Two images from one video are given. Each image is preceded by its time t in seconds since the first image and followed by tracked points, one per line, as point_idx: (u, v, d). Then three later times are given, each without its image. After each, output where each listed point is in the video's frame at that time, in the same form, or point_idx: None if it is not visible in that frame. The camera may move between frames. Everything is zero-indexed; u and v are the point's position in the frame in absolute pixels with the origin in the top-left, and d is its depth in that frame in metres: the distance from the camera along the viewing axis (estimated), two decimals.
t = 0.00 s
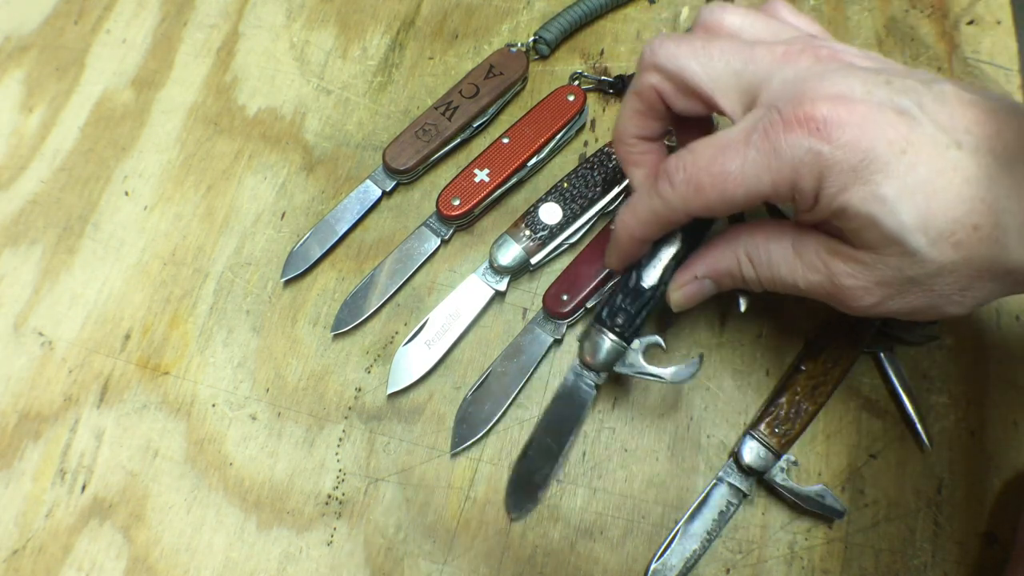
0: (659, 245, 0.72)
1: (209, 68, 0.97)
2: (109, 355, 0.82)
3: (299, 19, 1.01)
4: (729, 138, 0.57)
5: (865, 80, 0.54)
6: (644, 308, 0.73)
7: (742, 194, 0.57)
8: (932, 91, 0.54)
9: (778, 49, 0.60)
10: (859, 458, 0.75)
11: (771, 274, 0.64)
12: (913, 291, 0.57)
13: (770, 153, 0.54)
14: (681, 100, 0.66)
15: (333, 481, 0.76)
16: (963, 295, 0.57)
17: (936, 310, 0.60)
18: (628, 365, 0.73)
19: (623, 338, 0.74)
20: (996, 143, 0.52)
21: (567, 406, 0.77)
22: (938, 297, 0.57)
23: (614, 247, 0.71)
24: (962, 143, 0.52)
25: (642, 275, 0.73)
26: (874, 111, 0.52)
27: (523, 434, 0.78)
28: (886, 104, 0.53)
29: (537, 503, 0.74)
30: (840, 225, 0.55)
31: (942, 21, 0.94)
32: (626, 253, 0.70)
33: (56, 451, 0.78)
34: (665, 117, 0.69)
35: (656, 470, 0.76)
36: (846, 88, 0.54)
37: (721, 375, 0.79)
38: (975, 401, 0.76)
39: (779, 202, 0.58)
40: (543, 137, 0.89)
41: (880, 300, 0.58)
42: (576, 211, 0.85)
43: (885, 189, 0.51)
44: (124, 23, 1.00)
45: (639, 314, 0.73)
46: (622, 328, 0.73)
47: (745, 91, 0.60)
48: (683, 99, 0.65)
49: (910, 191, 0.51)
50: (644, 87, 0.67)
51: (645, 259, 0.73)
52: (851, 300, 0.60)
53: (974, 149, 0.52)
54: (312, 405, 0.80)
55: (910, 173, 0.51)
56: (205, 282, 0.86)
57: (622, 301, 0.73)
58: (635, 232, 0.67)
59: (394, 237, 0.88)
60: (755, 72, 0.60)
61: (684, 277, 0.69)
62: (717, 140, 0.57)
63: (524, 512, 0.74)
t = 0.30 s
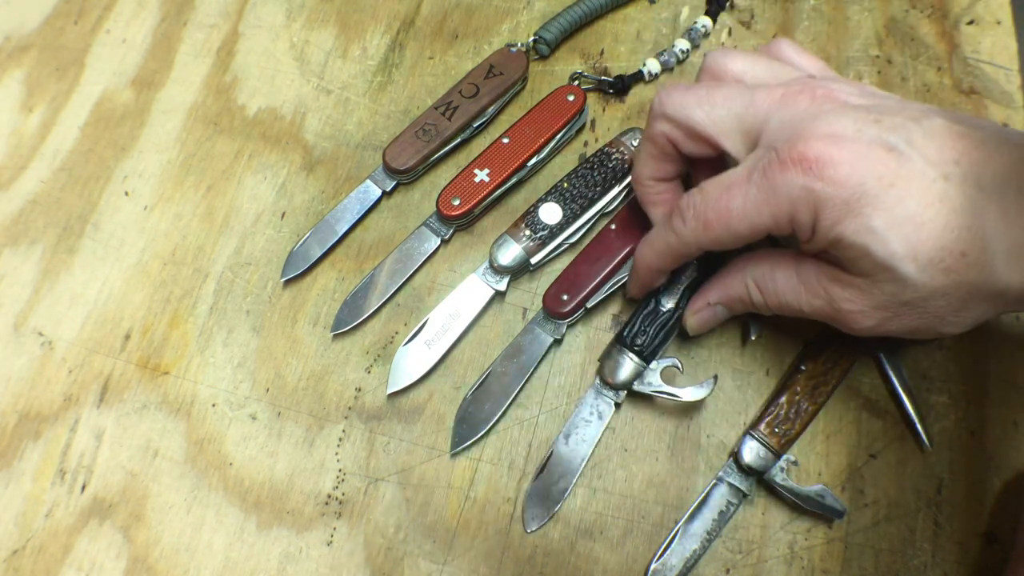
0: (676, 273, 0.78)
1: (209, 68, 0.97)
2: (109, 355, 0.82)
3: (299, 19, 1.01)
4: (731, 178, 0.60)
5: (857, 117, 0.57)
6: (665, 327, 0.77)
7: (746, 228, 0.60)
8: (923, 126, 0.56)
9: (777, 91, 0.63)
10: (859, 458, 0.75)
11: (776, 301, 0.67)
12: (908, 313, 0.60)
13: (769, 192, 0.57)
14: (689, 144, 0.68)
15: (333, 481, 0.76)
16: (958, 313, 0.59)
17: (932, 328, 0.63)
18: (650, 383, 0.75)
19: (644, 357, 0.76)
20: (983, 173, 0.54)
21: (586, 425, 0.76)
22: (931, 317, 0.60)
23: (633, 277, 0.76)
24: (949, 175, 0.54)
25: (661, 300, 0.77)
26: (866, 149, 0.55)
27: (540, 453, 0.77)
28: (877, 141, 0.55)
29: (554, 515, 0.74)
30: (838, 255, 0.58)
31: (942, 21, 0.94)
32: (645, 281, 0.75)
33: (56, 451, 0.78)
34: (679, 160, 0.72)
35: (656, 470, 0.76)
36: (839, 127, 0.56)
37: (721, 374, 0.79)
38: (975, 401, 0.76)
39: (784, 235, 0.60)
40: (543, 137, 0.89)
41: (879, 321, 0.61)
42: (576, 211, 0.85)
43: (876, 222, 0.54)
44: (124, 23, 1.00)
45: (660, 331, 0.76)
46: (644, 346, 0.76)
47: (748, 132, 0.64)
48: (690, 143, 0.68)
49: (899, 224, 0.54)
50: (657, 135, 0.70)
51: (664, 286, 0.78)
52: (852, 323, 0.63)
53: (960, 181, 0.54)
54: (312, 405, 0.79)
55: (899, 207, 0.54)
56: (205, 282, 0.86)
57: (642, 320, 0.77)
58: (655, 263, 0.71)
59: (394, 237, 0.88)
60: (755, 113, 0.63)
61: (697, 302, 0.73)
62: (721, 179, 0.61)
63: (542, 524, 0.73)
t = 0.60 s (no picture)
0: (693, 275, 0.78)
1: (209, 68, 0.97)
2: (109, 355, 0.82)
3: (299, 19, 1.01)
4: (739, 174, 0.61)
5: (862, 115, 0.57)
6: (675, 328, 0.77)
7: (753, 223, 0.61)
8: (929, 123, 0.56)
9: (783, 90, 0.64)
10: (859, 458, 0.75)
11: (788, 302, 0.66)
12: (919, 311, 0.58)
13: (775, 187, 0.58)
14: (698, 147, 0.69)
15: (333, 481, 0.76)
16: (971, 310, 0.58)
17: (943, 327, 0.61)
18: (654, 382, 0.77)
19: (650, 355, 0.77)
20: (991, 168, 0.53)
21: (588, 418, 0.77)
22: (943, 316, 0.59)
23: (646, 274, 0.77)
24: (956, 170, 0.53)
25: (672, 302, 0.78)
26: (871, 145, 0.55)
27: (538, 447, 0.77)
28: (883, 137, 0.55)
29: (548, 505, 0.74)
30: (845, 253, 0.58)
31: (942, 21, 0.94)
32: (656, 276, 0.76)
33: (56, 451, 0.78)
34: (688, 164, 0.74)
35: (656, 470, 0.76)
36: (844, 124, 0.57)
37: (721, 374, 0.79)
38: (976, 401, 0.76)
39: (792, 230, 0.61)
40: (543, 137, 0.89)
41: (889, 320, 0.60)
42: (576, 211, 0.85)
43: (883, 219, 0.54)
44: (124, 23, 1.00)
45: (670, 333, 0.77)
46: (652, 344, 0.77)
47: (754, 131, 0.65)
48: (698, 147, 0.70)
49: (905, 220, 0.53)
50: (666, 141, 0.71)
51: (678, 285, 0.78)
52: (863, 324, 0.61)
53: (968, 176, 0.53)
54: (312, 405, 0.80)
55: (904, 203, 0.53)
56: (205, 282, 0.86)
57: (654, 320, 0.78)
58: (668, 261, 0.72)
59: (394, 237, 0.88)
60: (761, 113, 0.64)
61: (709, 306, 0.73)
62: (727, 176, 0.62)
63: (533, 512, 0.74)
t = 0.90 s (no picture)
0: (701, 282, 0.79)
1: (209, 68, 0.97)
2: (109, 354, 0.82)
3: (299, 19, 1.01)
4: (725, 103, 0.60)
5: (864, 57, 0.58)
6: (678, 331, 0.78)
7: (730, 158, 0.60)
8: (930, 74, 0.57)
9: (778, 25, 0.63)
10: (859, 458, 0.75)
11: (750, 247, 0.67)
12: (891, 274, 0.59)
13: (761, 121, 0.58)
14: (684, 87, 0.71)
15: (333, 481, 0.76)
16: (941, 281, 0.58)
17: (911, 295, 0.61)
18: (651, 383, 0.77)
19: (648, 355, 0.77)
20: (985, 130, 0.54)
21: (583, 413, 0.77)
22: (915, 283, 0.59)
23: (605, 209, 0.76)
24: (954, 127, 0.54)
25: (678, 306, 0.78)
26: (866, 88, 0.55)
27: (530, 437, 0.78)
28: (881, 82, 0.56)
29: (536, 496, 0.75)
30: (824, 197, 0.58)
31: (942, 21, 0.94)
32: (615, 210, 0.74)
33: (56, 451, 0.78)
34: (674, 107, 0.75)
35: (656, 470, 0.76)
36: (843, 65, 0.57)
37: (721, 374, 0.79)
38: (976, 400, 0.76)
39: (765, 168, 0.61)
40: (543, 137, 0.89)
41: (856, 279, 0.61)
42: (576, 211, 0.85)
43: (871, 166, 0.54)
44: (124, 23, 1.00)
45: (673, 337, 0.77)
46: (653, 345, 0.77)
47: (742, 72, 0.65)
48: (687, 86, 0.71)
49: (894, 169, 0.53)
50: (652, 81, 0.73)
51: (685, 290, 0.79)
52: (827, 279, 0.62)
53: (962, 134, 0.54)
54: (312, 405, 0.79)
55: (899, 152, 0.54)
56: (205, 282, 0.86)
57: (659, 322, 0.78)
58: (629, 194, 0.71)
59: (394, 237, 0.88)
60: (753, 51, 0.64)
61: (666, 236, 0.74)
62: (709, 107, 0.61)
63: (519, 501, 0.74)
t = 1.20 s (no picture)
0: (709, 288, 0.79)
1: (209, 68, 0.97)
2: (109, 354, 0.82)
3: (299, 19, 1.00)
4: (657, 114, 0.62)
5: (782, 56, 0.58)
6: (678, 333, 0.78)
7: (668, 165, 0.62)
8: (854, 64, 0.56)
9: (710, 32, 0.65)
10: (859, 458, 0.75)
11: (714, 246, 0.69)
12: (838, 260, 0.60)
13: (689, 128, 0.59)
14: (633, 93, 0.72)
15: (333, 480, 0.76)
16: (893, 261, 0.58)
17: (868, 276, 0.62)
18: (648, 383, 0.77)
19: (647, 354, 0.77)
20: (914, 111, 0.52)
21: (577, 402, 0.77)
22: (866, 265, 0.60)
23: (574, 216, 0.79)
24: (875, 114, 0.53)
25: (682, 309, 0.78)
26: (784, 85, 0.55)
27: (520, 424, 0.78)
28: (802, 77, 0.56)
29: (520, 479, 0.75)
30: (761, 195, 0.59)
31: (942, 21, 0.94)
32: (585, 219, 0.78)
33: (56, 451, 0.78)
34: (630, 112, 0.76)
35: (656, 470, 0.76)
36: (762, 65, 0.57)
37: (721, 375, 0.79)
38: (976, 401, 0.76)
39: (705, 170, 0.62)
40: (543, 137, 0.89)
41: (807, 268, 0.62)
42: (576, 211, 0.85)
43: (790, 164, 0.54)
44: (124, 23, 1.00)
45: (673, 338, 0.77)
46: (653, 345, 0.77)
47: (681, 74, 0.66)
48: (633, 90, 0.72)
49: (815, 164, 0.53)
50: (602, 86, 0.74)
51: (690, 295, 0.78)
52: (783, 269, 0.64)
53: (888, 120, 0.53)
54: (312, 405, 0.79)
55: (816, 147, 0.53)
56: (205, 282, 0.86)
57: (662, 322, 0.78)
58: (590, 204, 0.74)
59: (394, 237, 0.88)
60: (688, 54, 0.65)
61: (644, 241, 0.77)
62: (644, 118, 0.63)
63: (502, 483, 0.75)
